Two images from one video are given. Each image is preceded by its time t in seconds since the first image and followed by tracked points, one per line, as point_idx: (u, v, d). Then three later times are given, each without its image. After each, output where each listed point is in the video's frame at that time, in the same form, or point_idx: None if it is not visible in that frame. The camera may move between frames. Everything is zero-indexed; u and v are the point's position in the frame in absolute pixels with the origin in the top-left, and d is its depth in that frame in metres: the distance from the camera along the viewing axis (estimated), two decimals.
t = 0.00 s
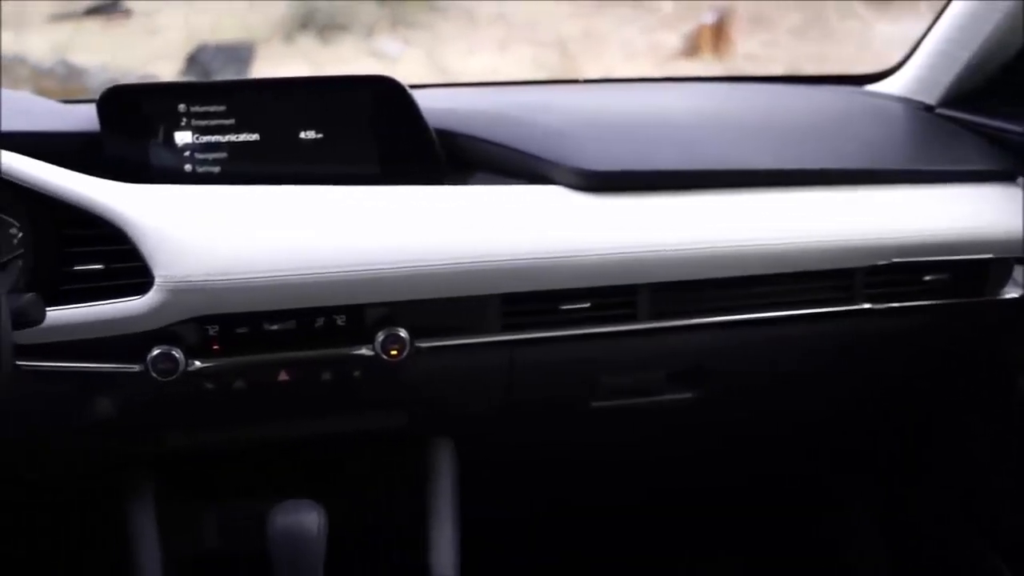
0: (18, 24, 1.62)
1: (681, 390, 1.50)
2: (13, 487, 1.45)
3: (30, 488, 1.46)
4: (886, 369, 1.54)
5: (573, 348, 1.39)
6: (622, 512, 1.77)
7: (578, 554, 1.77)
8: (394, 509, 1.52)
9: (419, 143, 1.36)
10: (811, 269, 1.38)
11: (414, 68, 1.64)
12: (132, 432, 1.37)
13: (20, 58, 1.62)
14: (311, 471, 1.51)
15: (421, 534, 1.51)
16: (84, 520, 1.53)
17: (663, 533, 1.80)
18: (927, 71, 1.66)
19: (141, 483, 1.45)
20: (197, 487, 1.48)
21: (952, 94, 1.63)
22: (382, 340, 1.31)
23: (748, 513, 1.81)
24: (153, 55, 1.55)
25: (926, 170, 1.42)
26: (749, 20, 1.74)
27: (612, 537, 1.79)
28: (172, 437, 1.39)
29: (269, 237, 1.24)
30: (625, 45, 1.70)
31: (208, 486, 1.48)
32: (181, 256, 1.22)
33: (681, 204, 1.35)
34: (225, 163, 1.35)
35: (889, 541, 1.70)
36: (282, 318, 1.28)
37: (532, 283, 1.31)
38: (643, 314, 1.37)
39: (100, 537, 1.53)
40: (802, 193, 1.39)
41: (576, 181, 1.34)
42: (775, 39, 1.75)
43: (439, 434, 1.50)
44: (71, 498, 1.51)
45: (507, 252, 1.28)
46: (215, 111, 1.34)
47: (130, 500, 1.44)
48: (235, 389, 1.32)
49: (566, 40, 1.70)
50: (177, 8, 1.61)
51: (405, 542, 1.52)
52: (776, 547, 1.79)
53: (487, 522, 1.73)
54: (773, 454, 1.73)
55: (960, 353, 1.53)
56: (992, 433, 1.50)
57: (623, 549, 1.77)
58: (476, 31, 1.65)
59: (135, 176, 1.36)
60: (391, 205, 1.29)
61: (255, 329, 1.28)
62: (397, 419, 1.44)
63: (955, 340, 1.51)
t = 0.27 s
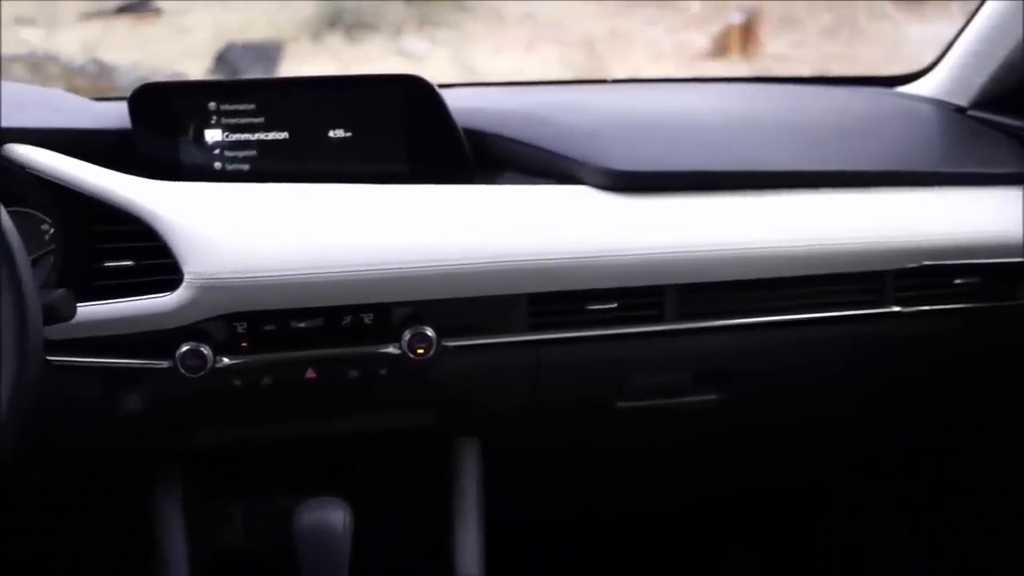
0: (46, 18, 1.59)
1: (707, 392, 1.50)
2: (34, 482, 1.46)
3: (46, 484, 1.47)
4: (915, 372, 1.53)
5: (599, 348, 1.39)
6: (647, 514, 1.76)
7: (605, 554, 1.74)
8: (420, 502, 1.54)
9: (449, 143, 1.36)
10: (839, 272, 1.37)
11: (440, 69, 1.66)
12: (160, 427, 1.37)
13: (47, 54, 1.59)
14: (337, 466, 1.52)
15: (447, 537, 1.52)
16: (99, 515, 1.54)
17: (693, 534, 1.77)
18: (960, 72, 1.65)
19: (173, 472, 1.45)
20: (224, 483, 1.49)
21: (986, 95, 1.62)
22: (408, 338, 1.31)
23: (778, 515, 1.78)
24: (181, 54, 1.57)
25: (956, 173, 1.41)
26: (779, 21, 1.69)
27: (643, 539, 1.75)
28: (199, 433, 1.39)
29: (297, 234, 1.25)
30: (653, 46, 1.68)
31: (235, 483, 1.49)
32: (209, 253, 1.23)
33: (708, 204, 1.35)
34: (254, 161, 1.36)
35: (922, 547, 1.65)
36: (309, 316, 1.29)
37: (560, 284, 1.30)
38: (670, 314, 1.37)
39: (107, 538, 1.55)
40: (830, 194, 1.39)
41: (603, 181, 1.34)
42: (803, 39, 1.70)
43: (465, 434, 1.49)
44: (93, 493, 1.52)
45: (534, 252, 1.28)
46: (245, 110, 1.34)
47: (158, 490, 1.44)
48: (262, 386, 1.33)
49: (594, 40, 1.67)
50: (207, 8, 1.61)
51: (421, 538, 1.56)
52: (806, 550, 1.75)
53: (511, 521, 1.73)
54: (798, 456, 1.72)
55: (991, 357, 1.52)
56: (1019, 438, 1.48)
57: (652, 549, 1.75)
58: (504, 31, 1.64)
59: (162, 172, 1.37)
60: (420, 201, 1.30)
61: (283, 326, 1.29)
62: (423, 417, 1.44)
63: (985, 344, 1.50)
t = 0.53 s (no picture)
0: (77, 15, 1.59)
1: (735, 395, 1.49)
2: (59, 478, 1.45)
3: (68, 482, 1.46)
4: (945, 375, 1.52)
5: (626, 348, 1.39)
6: (672, 514, 1.76)
7: (624, 554, 1.76)
8: (449, 504, 1.55)
9: (478, 142, 1.37)
10: (867, 275, 1.37)
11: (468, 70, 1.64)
12: (188, 422, 1.38)
13: (77, 52, 1.60)
14: (365, 463, 1.52)
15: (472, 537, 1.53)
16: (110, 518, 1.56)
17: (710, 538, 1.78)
18: (992, 74, 1.64)
19: (195, 470, 1.45)
20: (253, 480, 1.50)
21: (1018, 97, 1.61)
22: (435, 337, 1.32)
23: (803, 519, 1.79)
24: (211, 52, 1.57)
25: (988, 175, 1.40)
26: (808, 20, 1.67)
27: (660, 539, 1.77)
28: (226, 429, 1.40)
29: (326, 233, 1.25)
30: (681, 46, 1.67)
31: (263, 478, 1.50)
32: (238, 251, 1.23)
33: (736, 206, 1.35)
34: (284, 159, 1.37)
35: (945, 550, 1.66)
36: (338, 314, 1.29)
37: (587, 284, 1.30)
38: (698, 315, 1.37)
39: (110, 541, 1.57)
40: (858, 196, 1.38)
41: (629, 181, 1.34)
42: (833, 40, 1.68)
43: (490, 433, 1.50)
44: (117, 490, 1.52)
45: (562, 252, 1.28)
46: (275, 108, 1.35)
47: (188, 487, 1.44)
48: (290, 383, 1.34)
49: (621, 39, 1.66)
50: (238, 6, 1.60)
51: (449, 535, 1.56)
52: (829, 550, 1.76)
53: (536, 520, 1.73)
54: (832, 460, 1.69)
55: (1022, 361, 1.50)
56: None
57: (675, 548, 1.77)
58: (531, 31, 1.63)
59: (190, 169, 1.36)
60: (448, 199, 1.30)
61: (311, 323, 1.29)
62: (448, 416, 1.44)
63: (1016, 348, 1.49)
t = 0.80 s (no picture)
0: (108, 16, 1.61)
1: (762, 397, 1.49)
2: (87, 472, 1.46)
3: (95, 478, 1.47)
4: (975, 380, 1.50)
5: (653, 349, 1.39)
6: (697, 516, 1.76)
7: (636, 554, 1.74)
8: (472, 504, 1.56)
9: (506, 141, 1.37)
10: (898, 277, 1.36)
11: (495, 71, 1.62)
12: (216, 418, 1.39)
13: (109, 51, 1.60)
14: (391, 459, 1.51)
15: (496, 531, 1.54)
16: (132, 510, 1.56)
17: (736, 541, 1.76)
18: None
19: (224, 464, 1.46)
20: (277, 477, 1.50)
21: None
22: (462, 337, 1.32)
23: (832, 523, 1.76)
24: (239, 50, 1.57)
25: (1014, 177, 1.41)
26: (839, 20, 1.67)
27: (683, 540, 1.76)
28: (254, 425, 1.41)
29: (354, 232, 1.25)
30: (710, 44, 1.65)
31: (291, 475, 1.49)
32: (267, 249, 1.23)
33: (763, 207, 1.34)
34: (312, 157, 1.37)
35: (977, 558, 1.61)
36: (365, 312, 1.30)
37: (615, 284, 1.30)
38: (725, 316, 1.36)
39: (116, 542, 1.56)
40: (889, 196, 1.38)
41: (658, 181, 1.34)
42: (863, 41, 1.68)
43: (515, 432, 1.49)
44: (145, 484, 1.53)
45: (589, 251, 1.28)
46: (304, 107, 1.36)
47: (212, 484, 1.45)
48: (317, 380, 1.34)
49: (648, 38, 1.64)
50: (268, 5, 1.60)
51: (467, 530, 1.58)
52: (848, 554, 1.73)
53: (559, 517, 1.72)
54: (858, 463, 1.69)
55: None
56: None
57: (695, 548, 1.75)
58: (558, 31, 1.62)
59: (219, 167, 1.37)
60: (477, 198, 1.31)
61: (338, 322, 1.30)
62: (473, 415, 1.44)
63: None
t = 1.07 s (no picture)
0: (138, 14, 1.59)
1: (791, 399, 1.48)
2: (117, 464, 1.47)
3: (128, 470, 1.49)
4: (1005, 383, 1.49)
5: (680, 352, 1.39)
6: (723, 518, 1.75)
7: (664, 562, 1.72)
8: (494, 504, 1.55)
9: (536, 140, 1.37)
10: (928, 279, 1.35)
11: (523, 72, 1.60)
12: (244, 414, 1.40)
13: (139, 48, 1.59)
14: (415, 457, 1.52)
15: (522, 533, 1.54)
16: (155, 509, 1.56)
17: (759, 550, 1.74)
18: None
19: (250, 460, 1.47)
20: (303, 473, 1.51)
21: None
22: (490, 335, 1.32)
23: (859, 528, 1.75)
24: (268, 50, 1.55)
25: None
26: (869, 21, 1.64)
27: (710, 546, 1.74)
28: (282, 423, 1.42)
29: (383, 231, 1.26)
30: (739, 42, 1.63)
31: (315, 470, 1.51)
32: (296, 247, 1.24)
33: (793, 207, 1.33)
34: (342, 155, 1.38)
35: (993, 563, 1.54)
36: (393, 311, 1.30)
37: (643, 284, 1.30)
38: (754, 319, 1.36)
39: (137, 544, 1.55)
40: (919, 200, 1.36)
41: (692, 183, 1.33)
42: (894, 41, 1.65)
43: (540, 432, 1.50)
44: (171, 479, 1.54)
45: (618, 252, 1.28)
46: (334, 105, 1.37)
47: (239, 479, 1.46)
48: (345, 378, 1.34)
49: (676, 37, 1.62)
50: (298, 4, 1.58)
51: (491, 534, 1.56)
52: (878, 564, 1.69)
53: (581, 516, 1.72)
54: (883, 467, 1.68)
55: None
56: None
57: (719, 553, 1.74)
58: (587, 31, 1.61)
59: (252, 168, 1.38)
60: (506, 194, 1.31)
61: (366, 320, 1.31)
62: (500, 415, 1.45)
63: None
